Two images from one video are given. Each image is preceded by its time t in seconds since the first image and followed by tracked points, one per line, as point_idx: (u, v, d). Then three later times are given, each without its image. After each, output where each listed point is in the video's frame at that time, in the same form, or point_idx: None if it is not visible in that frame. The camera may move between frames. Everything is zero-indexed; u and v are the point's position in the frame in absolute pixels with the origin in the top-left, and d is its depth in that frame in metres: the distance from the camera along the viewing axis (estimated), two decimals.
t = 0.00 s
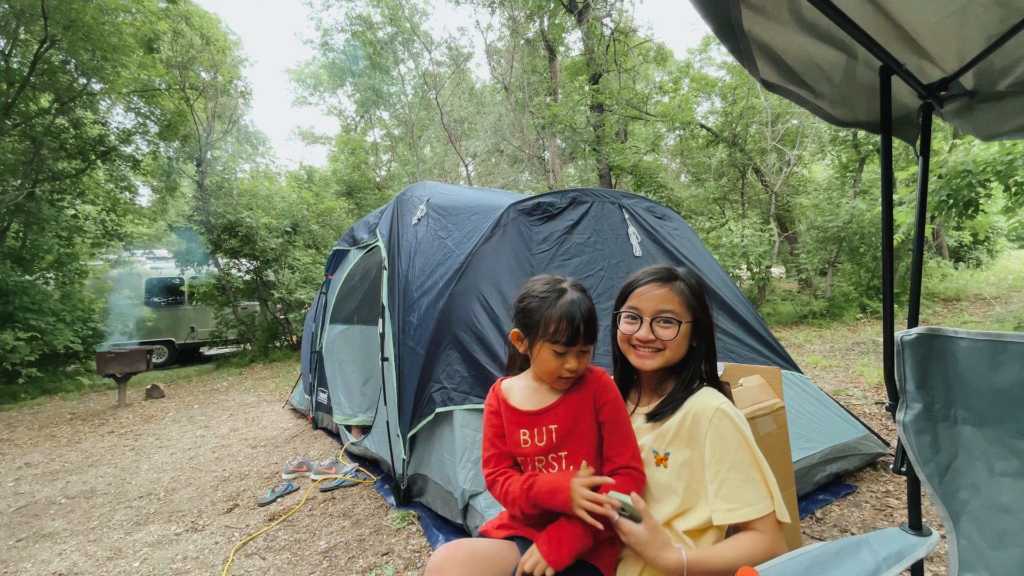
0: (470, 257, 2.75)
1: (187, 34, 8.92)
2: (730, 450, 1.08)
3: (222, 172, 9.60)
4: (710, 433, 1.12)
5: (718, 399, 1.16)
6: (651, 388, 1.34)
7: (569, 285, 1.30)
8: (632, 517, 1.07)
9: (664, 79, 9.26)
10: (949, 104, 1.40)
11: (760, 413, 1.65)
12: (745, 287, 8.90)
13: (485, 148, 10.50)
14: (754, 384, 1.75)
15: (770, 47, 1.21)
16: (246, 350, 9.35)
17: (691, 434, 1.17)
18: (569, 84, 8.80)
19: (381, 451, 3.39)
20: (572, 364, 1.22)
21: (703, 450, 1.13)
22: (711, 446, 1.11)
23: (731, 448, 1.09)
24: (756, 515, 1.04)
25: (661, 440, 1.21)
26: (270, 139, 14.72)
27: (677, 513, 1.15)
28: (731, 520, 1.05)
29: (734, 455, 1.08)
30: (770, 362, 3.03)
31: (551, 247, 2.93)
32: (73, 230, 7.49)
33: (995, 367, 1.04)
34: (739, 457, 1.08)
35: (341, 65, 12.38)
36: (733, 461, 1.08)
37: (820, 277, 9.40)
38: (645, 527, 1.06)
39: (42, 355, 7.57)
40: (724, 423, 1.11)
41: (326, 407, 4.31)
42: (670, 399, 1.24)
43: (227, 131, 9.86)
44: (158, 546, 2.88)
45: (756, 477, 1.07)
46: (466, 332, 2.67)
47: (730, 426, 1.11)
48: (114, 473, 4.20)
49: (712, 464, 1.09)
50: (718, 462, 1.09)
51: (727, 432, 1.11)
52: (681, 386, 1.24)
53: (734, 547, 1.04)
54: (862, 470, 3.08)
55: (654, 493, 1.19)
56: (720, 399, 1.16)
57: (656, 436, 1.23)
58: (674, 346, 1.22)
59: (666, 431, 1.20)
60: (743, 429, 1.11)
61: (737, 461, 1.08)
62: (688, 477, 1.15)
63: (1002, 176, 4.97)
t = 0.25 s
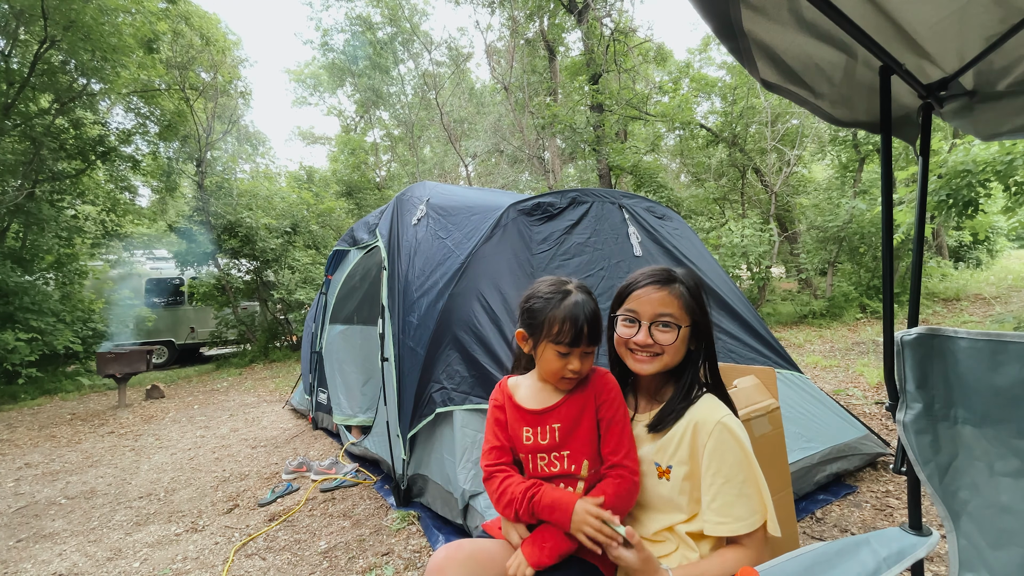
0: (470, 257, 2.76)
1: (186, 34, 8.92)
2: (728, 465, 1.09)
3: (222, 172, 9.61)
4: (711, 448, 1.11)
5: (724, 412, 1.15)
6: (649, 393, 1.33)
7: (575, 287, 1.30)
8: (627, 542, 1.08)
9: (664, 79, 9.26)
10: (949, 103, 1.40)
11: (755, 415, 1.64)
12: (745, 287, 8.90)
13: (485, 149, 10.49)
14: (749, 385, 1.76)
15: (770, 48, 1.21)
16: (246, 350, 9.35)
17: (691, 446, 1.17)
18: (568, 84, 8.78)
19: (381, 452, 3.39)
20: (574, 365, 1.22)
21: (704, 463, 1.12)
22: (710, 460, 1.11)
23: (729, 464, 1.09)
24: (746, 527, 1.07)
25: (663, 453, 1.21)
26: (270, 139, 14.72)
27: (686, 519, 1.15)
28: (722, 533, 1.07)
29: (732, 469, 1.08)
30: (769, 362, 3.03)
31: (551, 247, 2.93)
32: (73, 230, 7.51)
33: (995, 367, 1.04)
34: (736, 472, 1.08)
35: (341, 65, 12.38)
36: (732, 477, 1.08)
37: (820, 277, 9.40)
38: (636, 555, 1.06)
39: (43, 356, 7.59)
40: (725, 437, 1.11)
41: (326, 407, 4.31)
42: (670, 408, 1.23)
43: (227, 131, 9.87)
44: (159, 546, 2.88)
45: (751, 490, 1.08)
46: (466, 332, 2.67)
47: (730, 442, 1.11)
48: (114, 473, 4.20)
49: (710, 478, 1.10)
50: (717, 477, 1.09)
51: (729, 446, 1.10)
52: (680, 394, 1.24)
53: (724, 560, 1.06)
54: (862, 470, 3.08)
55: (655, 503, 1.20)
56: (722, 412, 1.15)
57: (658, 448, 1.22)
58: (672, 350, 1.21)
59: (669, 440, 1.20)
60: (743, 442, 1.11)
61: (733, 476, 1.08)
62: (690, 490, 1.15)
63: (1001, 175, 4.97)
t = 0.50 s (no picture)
0: (470, 258, 2.76)
1: (186, 34, 8.92)
2: (726, 465, 1.08)
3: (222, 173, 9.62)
4: (709, 448, 1.11)
5: (723, 411, 1.15)
6: (648, 394, 1.34)
7: (582, 289, 1.29)
8: (618, 544, 1.06)
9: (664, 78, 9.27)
10: (949, 103, 1.40)
11: (758, 414, 1.64)
12: (745, 287, 8.89)
13: (485, 149, 10.49)
14: (751, 384, 1.76)
15: (770, 48, 1.21)
16: (246, 350, 9.35)
17: (690, 446, 1.16)
18: (568, 84, 8.75)
19: (381, 452, 3.39)
20: (579, 368, 1.22)
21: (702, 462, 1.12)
22: (709, 460, 1.11)
23: (728, 464, 1.08)
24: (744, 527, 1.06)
25: (663, 453, 1.20)
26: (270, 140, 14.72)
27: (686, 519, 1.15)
28: (720, 533, 1.07)
29: (731, 469, 1.08)
30: (769, 362, 3.03)
31: (551, 247, 2.93)
32: (73, 230, 7.51)
33: (996, 367, 1.04)
34: (735, 473, 1.08)
35: (341, 65, 12.39)
36: (731, 477, 1.08)
37: (820, 277, 9.41)
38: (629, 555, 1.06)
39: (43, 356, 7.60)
40: (723, 437, 1.11)
41: (326, 407, 4.31)
42: (670, 408, 1.24)
43: (227, 131, 9.88)
44: (159, 547, 2.88)
45: (750, 491, 1.08)
46: (466, 332, 2.67)
47: (730, 442, 1.10)
48: (114, 474, 4.20)
49: (708, 479, 1.09)
50: (715, 478, 1.09)
51: (727, 445, 1.10)
52: (680, 396, 1.24)
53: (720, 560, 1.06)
54: (863, 469, 3.08)
55: (655, 503, 1.19)
56: (721, 412, 1.15)
57: (657, 448, 1.22)
58: (672, 361, 1.21)
59: (668, 440, 1.20)
60: (742, 441, 1.11)
61: (732, 476, 1.08)
62: (690, 490, 1.15)
63: (1001, 175, 4.97)
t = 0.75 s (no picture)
0: (470, 257, 2.76)
1: (186, 34, 8.92)
2: (720, 464, 1.08)
3: (221, 173, 9.64)
4: (705, 446, 1.11)
5: (721, 411, 1.16)
6: (648, 394, 1.34)
7: (582, 289, 1.29)
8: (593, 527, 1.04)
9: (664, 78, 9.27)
10: (948, 103, 1.40)
11: (758, 414, 1.64)
12: (745, 287, 8.89)
13: (485, 149, 10.48)
14: (751, 384, 1.76)
15: (769, 47, 1.21)
16: (246, 351, 9.35)
17: (687, 445, 1.17)
18: (568, 84, 8.73)
19: (381, 452, 3.39)
20: (578, 367, 1.21)
21: (694, 460, 1.13)
22: (703, 459, 1.10)
23: (722, 462, 1.08)
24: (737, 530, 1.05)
25: (662, 453, 1.20)
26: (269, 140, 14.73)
27: (684, 519, 1.14)
28: (712, 532, 1.05)
29: (725, 467, 1.08)
30: (770, 362, 3.03)
31: (551, 246, 2.93)
32: (72, 231, 7.51)
33: (996, 367, 1.04)
34: (729, 471, 1.08)
35: (341, 65, 12.39)
36: (725, 476, 1.07)
37: (820, 277, 9.41)
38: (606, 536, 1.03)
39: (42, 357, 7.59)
40: (719, 435, 1.11)
41: (326, 407, 4.31)
42: (669, 407, 1.24)
43: (227, 131, 9.89)
44: (158, 547, 2.88)
45: (745, 492, 1.08)
46: (466, 332, 2.67)
47: (726, 442, 1.10)
48: (114, 474, 4.19)
49: (702, 478, 1.09)
50: (709, 477, 1.08)
51: (723, 444, 1.10)
52: (679, 396, 1.24)
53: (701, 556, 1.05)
54: (862, 469, 3.08)
55: (655, 503, 1.19)
56: (720, 411, 1.15)
57: (656, 447, 1.22)
58: (671, 366, 1.21)
59: (665, 441, 1.20)
60: (738, 442, 1.11)
61: (725, 474, 1.07)
62: (687, 489, 1.15)
63: (1001, 175, 4.97)
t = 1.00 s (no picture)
0: (470, 257, 2.76)
1: (186, 34, 8.92)
2: (713, 466, 1.08)
3: (221, 173, 9.65)
4: (697, 446, 1.11)
5: (721, 413, 1.15)
6: (646, 393, 1.34)
7: (572, 283, 1.29)
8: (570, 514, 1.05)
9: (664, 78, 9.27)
10: (948, 103, 1.39)
11: (757, 414, 1.64)
12: (745, 287, 8.89)
13: (485, 149, 10.47)
14: (750, 384, 1.76)
15: (770, 47, 1.21)
16: (246, 351, 9.36)
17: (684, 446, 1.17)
18: (568, 84, 8.71)
19: (381, 452, 3.39)
20: (568, 358, 1.21)
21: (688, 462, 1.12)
22: (694, 459, 1.11)
23: (716, 466, 1.08)
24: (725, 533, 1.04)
25: (660, 451, 1.20)
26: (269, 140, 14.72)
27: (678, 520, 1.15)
28: (700, 532, 1.05)
29: (717, 470, 1.08)
30: (770, 362, 3.03)
31: (551, 246, 2.93)
32: (72, 231, 7.51)
33: (996, 367, 1.04)
34: (719, 473, 1.07)
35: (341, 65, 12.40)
36: (717, 479, 1.07)
37: (820, 277, 9.41)
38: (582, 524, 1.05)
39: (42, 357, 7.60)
40: (715, 436, 1.11)
41: (326, 407, 4.31)
42: (668, 407, 1.25)
43: (227, 131, 9.89)
44: (158, 547, 2.88)
45: (734, 495, 1.08)
46: (466, 332, 2.67)
47: (723, 446, 1.10)
48: (114, 474, 4.19)
49: (691, 478, 1.09)
50: (697, 477, 1.08)
51: (719, 448, 1.10)
52: (679, 396, 1.24)
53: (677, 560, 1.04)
54: (863, 469, 3.08)
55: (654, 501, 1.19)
56: (720, 413, 1.15)
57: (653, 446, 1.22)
58: (668, 368, 1.21)
59: (662, 441, 1.20)
60: (736, 447, 1.11)
61: (717, 478, 1.07)
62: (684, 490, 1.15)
63: (1001, 175, 4.97)
